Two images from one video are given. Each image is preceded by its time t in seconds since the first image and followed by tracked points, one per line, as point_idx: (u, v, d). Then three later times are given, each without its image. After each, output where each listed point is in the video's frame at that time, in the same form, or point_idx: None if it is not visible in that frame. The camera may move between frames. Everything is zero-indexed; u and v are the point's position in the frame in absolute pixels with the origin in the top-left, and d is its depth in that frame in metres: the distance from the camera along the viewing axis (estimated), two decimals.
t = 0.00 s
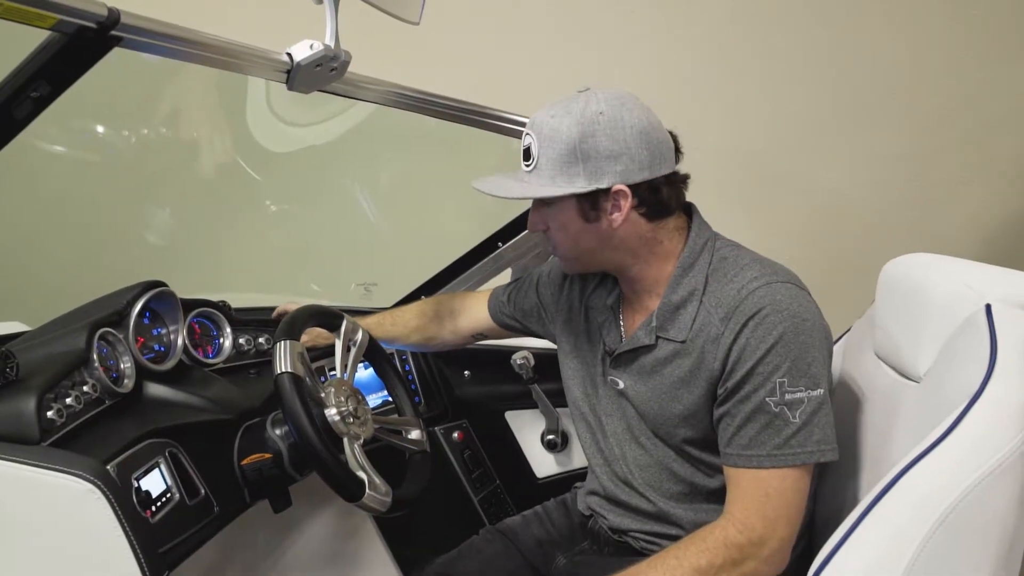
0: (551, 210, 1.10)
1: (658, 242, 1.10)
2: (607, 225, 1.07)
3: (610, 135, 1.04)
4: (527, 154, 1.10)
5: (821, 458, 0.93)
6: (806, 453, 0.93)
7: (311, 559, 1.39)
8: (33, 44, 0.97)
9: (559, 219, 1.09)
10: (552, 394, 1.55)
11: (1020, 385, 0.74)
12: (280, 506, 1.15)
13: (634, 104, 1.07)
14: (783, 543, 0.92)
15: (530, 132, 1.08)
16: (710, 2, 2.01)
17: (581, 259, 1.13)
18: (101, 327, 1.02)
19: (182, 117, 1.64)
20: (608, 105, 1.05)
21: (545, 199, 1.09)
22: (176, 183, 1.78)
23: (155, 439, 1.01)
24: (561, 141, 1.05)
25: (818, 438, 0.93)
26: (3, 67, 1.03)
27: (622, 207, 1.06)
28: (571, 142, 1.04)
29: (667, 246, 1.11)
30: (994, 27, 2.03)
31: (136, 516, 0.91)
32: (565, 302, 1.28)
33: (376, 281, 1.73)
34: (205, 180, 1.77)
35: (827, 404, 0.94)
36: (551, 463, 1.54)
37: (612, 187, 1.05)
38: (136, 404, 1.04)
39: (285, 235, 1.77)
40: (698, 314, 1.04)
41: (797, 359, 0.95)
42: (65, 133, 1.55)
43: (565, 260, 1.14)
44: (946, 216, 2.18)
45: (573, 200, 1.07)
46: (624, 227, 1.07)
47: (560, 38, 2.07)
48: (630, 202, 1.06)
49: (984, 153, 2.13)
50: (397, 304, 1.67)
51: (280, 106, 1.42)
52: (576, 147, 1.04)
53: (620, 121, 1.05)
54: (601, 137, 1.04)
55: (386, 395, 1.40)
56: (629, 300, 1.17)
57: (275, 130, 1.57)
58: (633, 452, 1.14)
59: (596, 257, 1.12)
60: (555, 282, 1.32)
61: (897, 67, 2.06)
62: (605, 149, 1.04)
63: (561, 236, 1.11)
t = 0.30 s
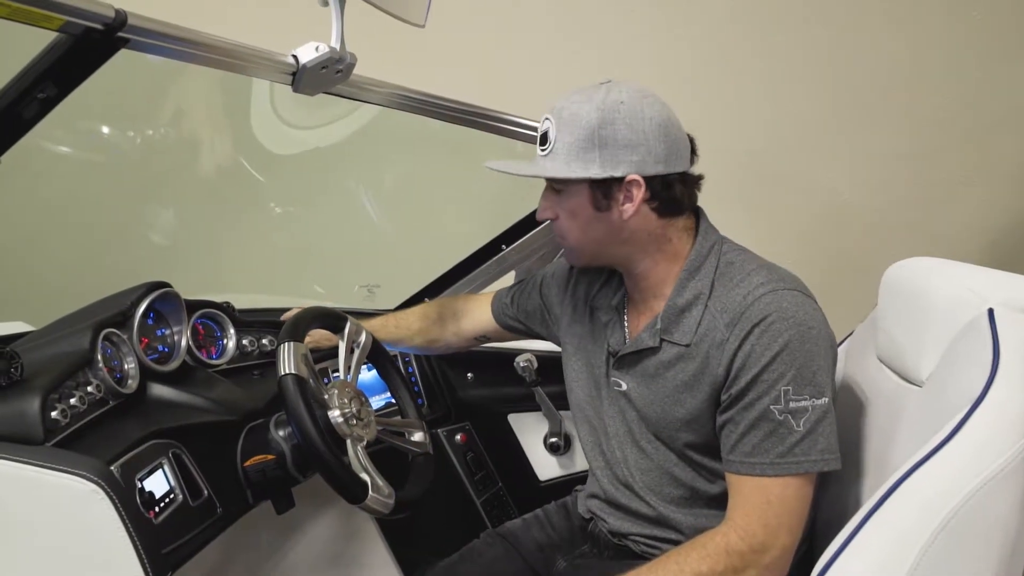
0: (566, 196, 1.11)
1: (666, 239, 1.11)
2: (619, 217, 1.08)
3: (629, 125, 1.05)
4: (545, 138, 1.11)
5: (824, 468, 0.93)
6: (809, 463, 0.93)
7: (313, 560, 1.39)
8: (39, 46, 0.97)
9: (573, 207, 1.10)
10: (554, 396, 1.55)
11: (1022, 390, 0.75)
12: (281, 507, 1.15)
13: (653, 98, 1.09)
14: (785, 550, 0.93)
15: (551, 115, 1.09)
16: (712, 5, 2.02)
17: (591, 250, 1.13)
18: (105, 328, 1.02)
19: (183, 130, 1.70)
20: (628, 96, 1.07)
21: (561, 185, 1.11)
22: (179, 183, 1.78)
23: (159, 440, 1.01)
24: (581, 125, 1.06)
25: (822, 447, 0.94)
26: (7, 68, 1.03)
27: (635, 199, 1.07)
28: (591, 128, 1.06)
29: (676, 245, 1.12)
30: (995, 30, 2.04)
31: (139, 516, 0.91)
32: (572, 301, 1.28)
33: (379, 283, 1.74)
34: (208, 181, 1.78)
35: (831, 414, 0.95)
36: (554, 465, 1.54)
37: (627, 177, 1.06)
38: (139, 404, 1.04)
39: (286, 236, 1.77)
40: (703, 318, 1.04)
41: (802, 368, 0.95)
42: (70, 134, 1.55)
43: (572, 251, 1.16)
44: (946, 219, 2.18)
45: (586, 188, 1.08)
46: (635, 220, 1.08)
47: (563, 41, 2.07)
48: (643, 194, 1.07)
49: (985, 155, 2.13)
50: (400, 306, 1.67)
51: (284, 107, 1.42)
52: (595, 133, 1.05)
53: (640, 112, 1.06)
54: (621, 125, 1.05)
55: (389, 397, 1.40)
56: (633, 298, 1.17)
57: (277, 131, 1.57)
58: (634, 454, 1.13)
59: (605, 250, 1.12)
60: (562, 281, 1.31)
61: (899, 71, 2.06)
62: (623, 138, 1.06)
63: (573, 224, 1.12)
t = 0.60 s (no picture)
0: (606, 182, 1.11)
1: (703, 234, 1.11)
2: (658, 206, 1.08)
3: (678, 115, 1.05)
4: (591, 119, 1.10)
5: (836, 481, 0.94)
6: (822, 474, 0.94)
7: (314, 561, 1.39)
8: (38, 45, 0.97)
9: (612, 193, 1.11)
10: (553, 395, 1.55)
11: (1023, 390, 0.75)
12: (282, 507, 1.15)
13: (702, 90, 1.08)
14: (787, 552, 0.94)
15: (599, 97, 1.08)
16: (712, 4, 2.02)
17: (626, 239, 1.13)
18: (104, 328, 1.02)
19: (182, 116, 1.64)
20: (678, 86, 1.06)
21: (602, 170, 1.11)
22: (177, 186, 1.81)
23: (159, 439, 1.01)
24: (630, 110, 1.05)
25: (836, 461, 0.94)
26: (8, 67, 1.04)
27: (675, 189, 1.07)
28: (639, 113, 1.05)
29: (712, 242, 1.12)
30: (995, 29, 2.04)
31: (139, 516, 0.91)
32: (606, 290, 1.27)
33: (379, 283, 1.73)
34: (207, 182, 1.79)
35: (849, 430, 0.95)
36: (554, 464, 1.55)
37: (670, 166, 1.05)
38: (139, 405, 1.04)
39: (286, 236, 1.78)
40: (732, 319, 1.04)
41: (828, 380, 0.95)
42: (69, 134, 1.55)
43: (606, 237, 1.16)
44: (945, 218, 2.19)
45: (628, 173, 1.08)
46: (673, 210, 1.08)
47: (563, 40, 2.07)
48: (683, 185, 1.07)
49: (984, 155, 2.14)
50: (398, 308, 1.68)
51: (285, 107, 1.42)
52: (641, 119, 1.05)
53: (690, 103, 1.05)
54: (670, 114, 1.04)
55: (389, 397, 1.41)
56: (664, 291, 1.18)
57: (281, 136, 1.59)
58: (645, 449, 1.13)
59: (641, 240, 1.12)
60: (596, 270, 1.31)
61: (900, 70, 2.06)
62: (670, 127, 1.05)
63: (611, 211, 1.12)
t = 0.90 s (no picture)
0: (674, 164, 1.10)
1: (762, 231, 1.11)
2: (724, 194, 1.07)
3: (759, 105, 1.04)
4: (665, 100, 1.10)
5: (863, 502, 0.92)
6: (851, 493, 0.91)
7: (315, 560, 1.40)
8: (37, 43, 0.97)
9: (680, 176, 1.10)
10: (553, 395, 1.55)
11: None
12: (281, 506, 1.15)
13: (781, 86, 1.08)
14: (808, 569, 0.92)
15: (678, 78, 1.08)
16: (711, 4, 2.01)
17: (684, 226, 1.11)
18: (104, 327, 1.02)
19: (181, 117, 1.66)
20: (762, 78, 1.06)
21: (671, 152, 1.10)
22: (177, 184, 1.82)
23: (159, 438, 1.01)
24: (710, 94, 1.05)
25: (867, 481, 0.92)
26: (8, 66, 1.05)
27: (746, 179, 1.06)
28: (719, 99, 1.04)
29: (765, 242, 1.11)
30: (996, 28, 2.03)
31: (139, 515, 0.91)
32: (651, 280, 1.27)
33: (378, 282, 1.74)
34: (205, 180, 1.80)
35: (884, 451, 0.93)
36: (553, 464, 1.53)
37: (744, 155, 1.05)
38: (138, 403, 1.04)
39: (286, 235, 1.78)
40: (773, 322, 1.02)
41: (868, 399, 0.93)
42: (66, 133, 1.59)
43: (661, 221, 1.14)
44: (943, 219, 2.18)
45: (700, 156, 1.07)
46: (739, 202, 1.08)
47: (563, 39, 2.07)
48: (756, 176, 1.06)
49: (984, 155, 2.13)
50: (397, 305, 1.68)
51: (284, 105, 1.42)
52: (722, 105, 1.04)
53: (770, 96, 1.05)
54: (751, 103, 1.04)
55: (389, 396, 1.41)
56: (708, 285, 1.17)
57: (279, 134, 1.59)
58: (662, 440, 1.13)
59: (699, 228, 1.11)
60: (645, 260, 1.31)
61: (899, 69, 2.06)
62: (749, 117, 1.04)
63: (675, 195, 1.11)
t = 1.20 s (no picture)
0: (713, 162, 1.10)
1: (801, 229, 1.09)
2: (761, 192, 1.07)
3: (798, 100, 1.03)
4: (705, 98, 1.11)
5: (858, 514, 0.90)
6: (848, 504, 0.90)
7: (314, 559, 1.41)
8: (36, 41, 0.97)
9: (718, 174, 1.10)
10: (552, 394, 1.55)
11: None
12: (281, 505, 1.15)
13: (824, 82, 1.07)
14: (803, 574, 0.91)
15: (717, 76, 1.09)
16: (711, 3, 2.01)
17: (721, 223, 1.12)
18: (103, 326, 1.02)
19: (185, 115, 1.74)
20: (802, 73, 1.05)
21: (710, 150, 1.11)
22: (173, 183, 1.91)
23: (158, 437, 1.00)
24: (746, 90, 1.05)
25: (865, 494, 0.91)
26: (8, 65, 1.05)
27: (784, 176, 1.05)
28: (755, 94, 1.04)
29: (803, 243, 1.10)
30: (998, 27, 2.02)
31: (138, 514, 0.91)
32: (695, 267, 1.29)
33: (378, 282, 1.68)
34: (206, 179, 1.87)
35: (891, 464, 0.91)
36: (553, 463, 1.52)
37: (781, 151, 1.04)
38: (137, 402, 1.04)
39: (285, 235, 1.78)
40: (794, 323, 1.01)
41: (878, 413, 0.91)
42: (68, 133, 1.72)
43: (700, 219, 1.14)
44: (943, 219, 2.18)
45: (737, 153, 1.07)
46: (777, 199, 1.07)
47: (562, 38, 2.07)
48: (795, 173, 1.05)
49: (986, 155, 2.12)
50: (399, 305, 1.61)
51: (282, 103, 1.42)
52: (758, 101, 1.04)
53: (811, 90, 1.04)
54: (789, 98, 1.03)
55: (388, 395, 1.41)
56: (743, 282, 1.16)
57: (276, 131, 1.61)
58: (671, 427, 1.13)
59: (737, 226, 1.11)
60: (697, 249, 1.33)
61: (900, 68, 2.06)
62: (786, 112, 1.04)
63: (714, 192, 1.11)
